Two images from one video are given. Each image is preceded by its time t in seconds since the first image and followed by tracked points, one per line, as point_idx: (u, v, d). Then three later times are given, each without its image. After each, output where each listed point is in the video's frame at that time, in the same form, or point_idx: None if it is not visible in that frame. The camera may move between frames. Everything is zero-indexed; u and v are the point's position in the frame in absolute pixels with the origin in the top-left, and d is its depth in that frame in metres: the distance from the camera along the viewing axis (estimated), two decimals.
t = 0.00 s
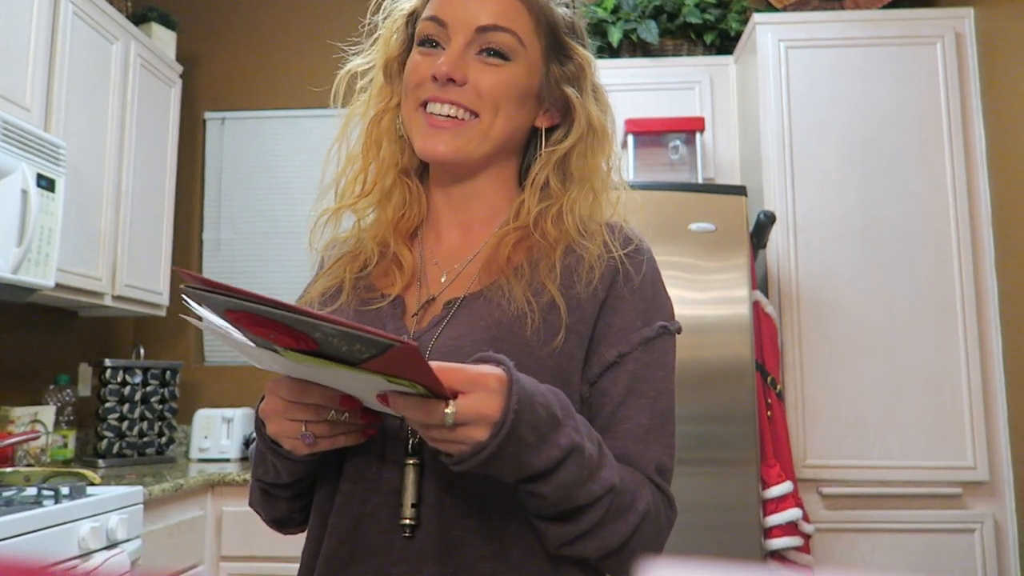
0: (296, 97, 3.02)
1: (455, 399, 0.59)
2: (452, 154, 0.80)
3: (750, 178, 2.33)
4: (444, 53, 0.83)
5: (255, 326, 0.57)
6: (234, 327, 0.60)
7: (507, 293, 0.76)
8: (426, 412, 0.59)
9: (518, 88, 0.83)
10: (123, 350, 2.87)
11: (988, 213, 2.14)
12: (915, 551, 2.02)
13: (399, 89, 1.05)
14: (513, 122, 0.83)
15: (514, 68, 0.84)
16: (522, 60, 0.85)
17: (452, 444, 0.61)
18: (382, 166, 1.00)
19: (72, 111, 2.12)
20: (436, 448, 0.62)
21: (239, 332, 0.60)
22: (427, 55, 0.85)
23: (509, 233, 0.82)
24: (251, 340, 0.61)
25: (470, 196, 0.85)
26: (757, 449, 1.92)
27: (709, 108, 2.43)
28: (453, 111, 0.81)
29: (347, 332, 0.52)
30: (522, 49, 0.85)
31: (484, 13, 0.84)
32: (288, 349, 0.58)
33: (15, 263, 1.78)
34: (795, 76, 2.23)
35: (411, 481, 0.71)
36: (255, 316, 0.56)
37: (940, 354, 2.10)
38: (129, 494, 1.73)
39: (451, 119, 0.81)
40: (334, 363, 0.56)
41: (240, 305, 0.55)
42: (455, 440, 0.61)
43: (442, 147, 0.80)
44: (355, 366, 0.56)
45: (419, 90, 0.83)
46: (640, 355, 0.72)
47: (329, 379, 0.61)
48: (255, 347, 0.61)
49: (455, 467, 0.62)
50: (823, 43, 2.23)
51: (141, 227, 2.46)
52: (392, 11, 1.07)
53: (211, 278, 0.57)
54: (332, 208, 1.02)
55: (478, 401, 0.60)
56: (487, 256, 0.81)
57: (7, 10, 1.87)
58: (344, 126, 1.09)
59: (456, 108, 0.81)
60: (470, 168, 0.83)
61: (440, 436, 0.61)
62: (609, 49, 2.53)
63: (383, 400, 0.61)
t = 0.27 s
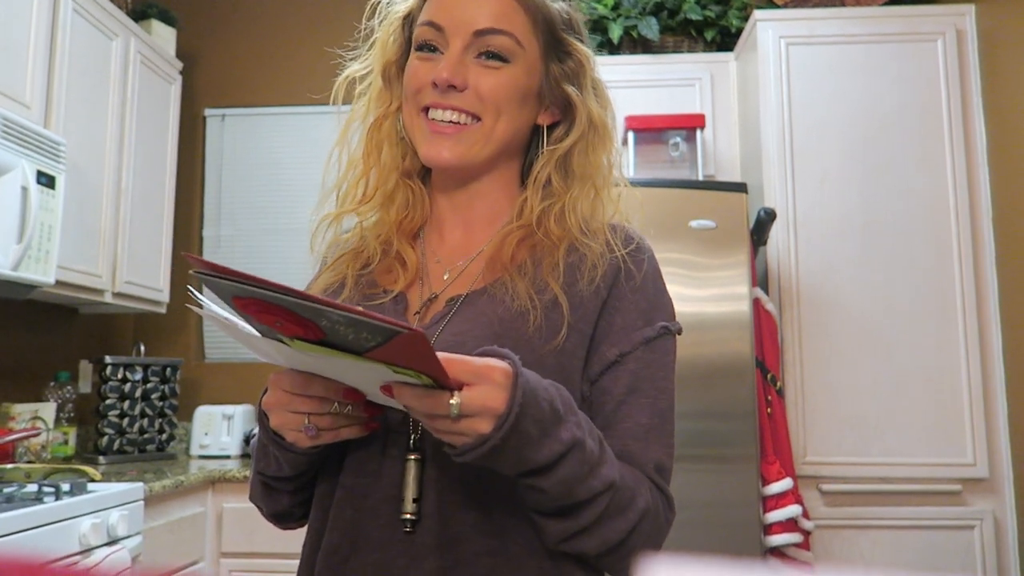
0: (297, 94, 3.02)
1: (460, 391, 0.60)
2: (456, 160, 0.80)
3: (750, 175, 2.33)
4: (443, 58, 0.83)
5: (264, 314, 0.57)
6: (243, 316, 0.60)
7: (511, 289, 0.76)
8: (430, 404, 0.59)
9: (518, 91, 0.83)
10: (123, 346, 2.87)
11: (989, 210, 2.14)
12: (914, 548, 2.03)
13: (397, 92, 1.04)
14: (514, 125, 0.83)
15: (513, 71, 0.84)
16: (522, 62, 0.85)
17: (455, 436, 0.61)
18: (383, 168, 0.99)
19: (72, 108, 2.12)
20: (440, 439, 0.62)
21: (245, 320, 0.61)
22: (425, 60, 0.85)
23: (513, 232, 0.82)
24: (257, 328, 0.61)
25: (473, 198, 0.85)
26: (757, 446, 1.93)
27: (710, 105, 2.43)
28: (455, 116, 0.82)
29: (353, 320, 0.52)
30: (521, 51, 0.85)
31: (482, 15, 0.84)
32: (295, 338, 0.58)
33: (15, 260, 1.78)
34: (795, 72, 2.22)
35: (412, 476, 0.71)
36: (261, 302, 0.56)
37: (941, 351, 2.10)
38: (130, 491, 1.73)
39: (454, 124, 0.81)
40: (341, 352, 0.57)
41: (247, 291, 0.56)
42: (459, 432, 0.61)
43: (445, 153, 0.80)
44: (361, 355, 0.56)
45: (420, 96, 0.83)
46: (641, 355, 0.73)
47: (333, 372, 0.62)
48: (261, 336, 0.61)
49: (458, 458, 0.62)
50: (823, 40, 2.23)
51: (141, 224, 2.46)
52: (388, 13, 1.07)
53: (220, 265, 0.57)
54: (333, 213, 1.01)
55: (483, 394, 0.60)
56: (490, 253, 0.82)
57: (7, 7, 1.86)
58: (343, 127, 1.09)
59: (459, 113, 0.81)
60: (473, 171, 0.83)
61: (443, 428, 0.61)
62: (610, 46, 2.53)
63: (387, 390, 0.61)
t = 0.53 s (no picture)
0: (296, 91, 3.02)
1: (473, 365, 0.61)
2: (466, 188, 0.81)
3: (750, 173, 2.33)
4: (444, 88, 0.81)
5: (272, 300, 0.58)
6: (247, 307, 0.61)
7: (514, 287, 0.77)
8: (444, 378, 0.59)
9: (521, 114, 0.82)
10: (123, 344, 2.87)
11: (989, 208, 2.14)
12: (914, 545, 2.03)
13: (395, 102, 1.01)
14: (518, 146, 0.83)
15: (517, 98, 0.82)
16: (524, 83, 0.83)
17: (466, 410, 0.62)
18: (384, 179, 0.97)
19: (72, 106, 2.12)
20: (450, 415, 0.63)
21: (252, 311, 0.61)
22: (424, 86, 0.83)
23: (516, 232, 0.82)
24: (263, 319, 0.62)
25: (479, 216, 0.85)
26: (757, 443, 1.93)
27: (710, 103, 2.43)
28: (461, 145, 0.81)
29: (367, 299, 0.54)
30: (522, 73, 0.82)
31: (480, 37, 0.81)
32: (303, 324, 0.59)
33: (16, 257, 1.78)
34: (796, 70, 2.22)
35: (415, 470, 0.71)
36: (272, 288, 0.57)
37: (941, 350, 2.10)
38: (131, 488, 1.74)
39: (460, 153, 0.81)
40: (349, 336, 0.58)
41: (257, 278, 0.56)
42: (470, 406, 0.62)
43: (453, 183, 0.81)
44: (370, 336, 0.57)
45: (423, 121, 0.82)
46: (640, 352, 0.73)
47: (340, 357, 0.63)
48: (266, 327, 0.62)
49: (468, 433, 0.63)
50: (824, 37, 2.22)
51: (141, 222, 2.46)
52: (380, 14, 1.02)
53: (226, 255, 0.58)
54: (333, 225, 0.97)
55: (495, 369, 0.61)
56: (495, 252, 0.82)
57: (7, 3, 1.86)
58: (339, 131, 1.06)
59: (464, 142, 0.81)
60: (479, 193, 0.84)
61: (454, 402, 0.62)
62: (610, 43, 2.53)
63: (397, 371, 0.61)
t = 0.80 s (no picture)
0: (296, 95, 3.02)
1: (465, 358, 0.61)
2: (468, 200, 0.82)
3: (750, 177, 2.33)
4: (450, 100, 0.81)
5: (261, 311, 0.58)
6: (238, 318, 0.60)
7: (511, 292, 0.76)
8: (437, 371, 0.59)
9: (525, 127, 0.82)
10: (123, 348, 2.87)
11: (988, 211, 2.14)
12: (915, 549, 2.03)
13: (393, 108, 1.01)
14: (520, 158, 0.83)
15: (522, 111, 0.82)
16: (529, 96, 0.83)
17: (458, 406, 0.62)
18: (383, 186, 0.97)
19: (72, 110, 2.12)
20: (441, 412, 0.63)
21: (240, 323, 0.61)
22: (429, 97, 0.83)
23: (512, 237, 0.82)
24: (253, 329, 0.61)
25: (479, 224, 0.86)
26: (757, 448, 1.93)
27: (709, 107, 2.43)
28: (465, 157, 0.82)
29: (357, 302, 0.54)
30: (528, 88, 0.83)
31: (487, 51, 0.80)
32: (295, 332, 0.59)
33: (15, 262, 1.78)
34: (795, 74, 2.22)
35: (413, 477, 0.71)
36: (260, 300, 0.57)
37: (940, 354, 2.10)
38: (131, 493, 1.73)
39: (463, 165, 0.82)
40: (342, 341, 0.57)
41: (244, 290, 0.56)
42: (462, 401, 0.62)
43: (457, 193, 0.82)
44: (362, 338, 0.57)
45: (428, 132, 0.82)
46: (638, 356, 0.73)
47: (333, 362, 0.62)
48: (257, 338, 0.62)
49: (460, 429, 0.63)
50: (823, 41, 2.23)
51: (141, 226, 2.46)
52: (383, 19, 1.01)
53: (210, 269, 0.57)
54: (328, 234, 0.97)
55: (487, 360, 0.62)
56: (491, 259, 0.82)
57: (7, 9, 1.87)
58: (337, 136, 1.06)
59: (468, 155, 0.81)
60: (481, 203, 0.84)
61: (447, 398, 0.62)
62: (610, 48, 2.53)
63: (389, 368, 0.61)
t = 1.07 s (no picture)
0: (300, 106, 3.03)
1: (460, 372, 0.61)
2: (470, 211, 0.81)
3: (753, 187, 2.33)
4: (451, 110, 0.81)
5: (265, 317, 0.58)
6: (241, 327, 0.61)
7: (514, 303, 0.77)
8: (430, 382, 0.60)
9: (526, 136, 0.82)
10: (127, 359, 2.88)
11: (992, 220, 2.14)
12: (921, 561, 2.01)
13: (393, 121, 1.01)
14: (522, 167, 0.83)
15: (524, 121, 0.82)
16: (530, 106, 0.83)
17: (455, 418, 0.63)
18: (385, 197, 0.97)
19: (78, 122, 2.13)
20: (439, 422, 0.64)
21: (244, 331, 0.61)
22: (430, 108, 0.83)
23: (514, 248, 0.82)
24: (257, 337, 0.62)
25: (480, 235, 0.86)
26: (762, 459, 1.92)
27: (712, 117, 2.44)
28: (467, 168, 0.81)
29: (357, 309, 0.54)
30: (529, 97, 0.83)
31: (487, 61, 0.81)
32: (298, 340, 0.59)
33: (20, 273, 1.79)
34: (798, 85, 2.23)
35: (417, 490, 0.71)
36: (262, 308, 0.57)
37: (945, 364, 2.09)
38: (134, 504, 1.73)
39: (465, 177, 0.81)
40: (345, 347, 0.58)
41: (246, 298, 0.56)
42: (458, 413, 0.62)
43: (459, 203, 0.81)
44: (365, 344, 0.57)
45: (429, 143, 0.82)
46: (642, 367, 0.73)
47: (336, 372, 0.63)
48: (261, 347, 0.62)
49: (456, 441, 0.63)
50: (825, 52, 2.23)
51: (145, 237, 2.47)
52: (382, 31, 1.02)
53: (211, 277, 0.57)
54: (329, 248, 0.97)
55: (483, 375, 0.62)
56: (493, 271, 0.82)
57: (13, 21, 1.88)
58: (337, 149, 1.06)
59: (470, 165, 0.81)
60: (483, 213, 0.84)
61: (443, 410, 0.62)
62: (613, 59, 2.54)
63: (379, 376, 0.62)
